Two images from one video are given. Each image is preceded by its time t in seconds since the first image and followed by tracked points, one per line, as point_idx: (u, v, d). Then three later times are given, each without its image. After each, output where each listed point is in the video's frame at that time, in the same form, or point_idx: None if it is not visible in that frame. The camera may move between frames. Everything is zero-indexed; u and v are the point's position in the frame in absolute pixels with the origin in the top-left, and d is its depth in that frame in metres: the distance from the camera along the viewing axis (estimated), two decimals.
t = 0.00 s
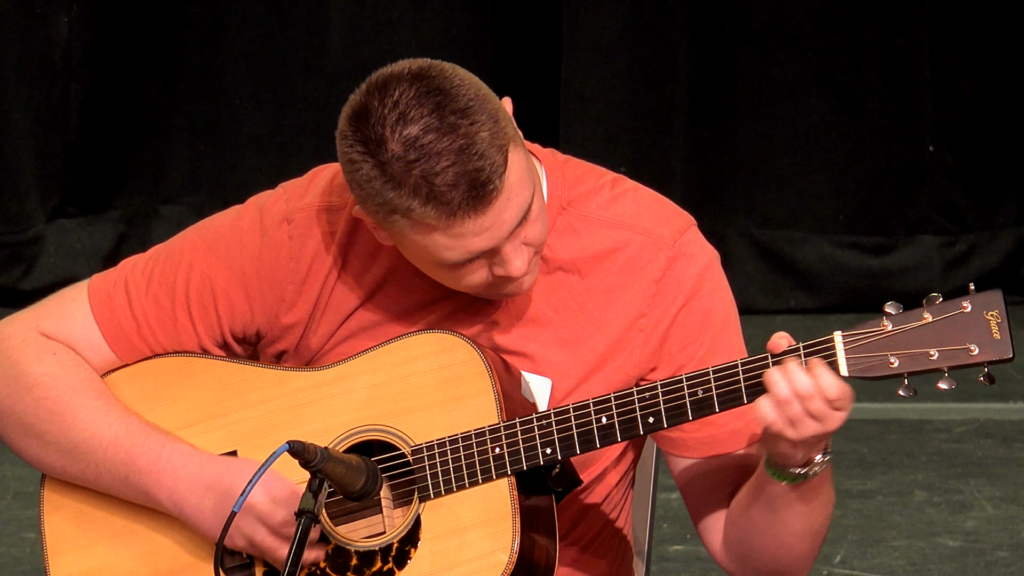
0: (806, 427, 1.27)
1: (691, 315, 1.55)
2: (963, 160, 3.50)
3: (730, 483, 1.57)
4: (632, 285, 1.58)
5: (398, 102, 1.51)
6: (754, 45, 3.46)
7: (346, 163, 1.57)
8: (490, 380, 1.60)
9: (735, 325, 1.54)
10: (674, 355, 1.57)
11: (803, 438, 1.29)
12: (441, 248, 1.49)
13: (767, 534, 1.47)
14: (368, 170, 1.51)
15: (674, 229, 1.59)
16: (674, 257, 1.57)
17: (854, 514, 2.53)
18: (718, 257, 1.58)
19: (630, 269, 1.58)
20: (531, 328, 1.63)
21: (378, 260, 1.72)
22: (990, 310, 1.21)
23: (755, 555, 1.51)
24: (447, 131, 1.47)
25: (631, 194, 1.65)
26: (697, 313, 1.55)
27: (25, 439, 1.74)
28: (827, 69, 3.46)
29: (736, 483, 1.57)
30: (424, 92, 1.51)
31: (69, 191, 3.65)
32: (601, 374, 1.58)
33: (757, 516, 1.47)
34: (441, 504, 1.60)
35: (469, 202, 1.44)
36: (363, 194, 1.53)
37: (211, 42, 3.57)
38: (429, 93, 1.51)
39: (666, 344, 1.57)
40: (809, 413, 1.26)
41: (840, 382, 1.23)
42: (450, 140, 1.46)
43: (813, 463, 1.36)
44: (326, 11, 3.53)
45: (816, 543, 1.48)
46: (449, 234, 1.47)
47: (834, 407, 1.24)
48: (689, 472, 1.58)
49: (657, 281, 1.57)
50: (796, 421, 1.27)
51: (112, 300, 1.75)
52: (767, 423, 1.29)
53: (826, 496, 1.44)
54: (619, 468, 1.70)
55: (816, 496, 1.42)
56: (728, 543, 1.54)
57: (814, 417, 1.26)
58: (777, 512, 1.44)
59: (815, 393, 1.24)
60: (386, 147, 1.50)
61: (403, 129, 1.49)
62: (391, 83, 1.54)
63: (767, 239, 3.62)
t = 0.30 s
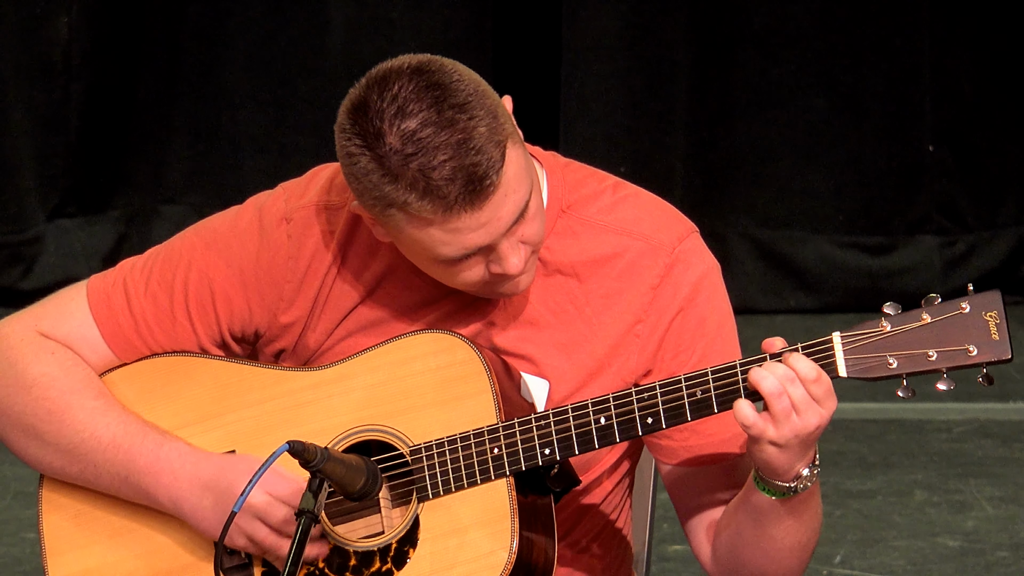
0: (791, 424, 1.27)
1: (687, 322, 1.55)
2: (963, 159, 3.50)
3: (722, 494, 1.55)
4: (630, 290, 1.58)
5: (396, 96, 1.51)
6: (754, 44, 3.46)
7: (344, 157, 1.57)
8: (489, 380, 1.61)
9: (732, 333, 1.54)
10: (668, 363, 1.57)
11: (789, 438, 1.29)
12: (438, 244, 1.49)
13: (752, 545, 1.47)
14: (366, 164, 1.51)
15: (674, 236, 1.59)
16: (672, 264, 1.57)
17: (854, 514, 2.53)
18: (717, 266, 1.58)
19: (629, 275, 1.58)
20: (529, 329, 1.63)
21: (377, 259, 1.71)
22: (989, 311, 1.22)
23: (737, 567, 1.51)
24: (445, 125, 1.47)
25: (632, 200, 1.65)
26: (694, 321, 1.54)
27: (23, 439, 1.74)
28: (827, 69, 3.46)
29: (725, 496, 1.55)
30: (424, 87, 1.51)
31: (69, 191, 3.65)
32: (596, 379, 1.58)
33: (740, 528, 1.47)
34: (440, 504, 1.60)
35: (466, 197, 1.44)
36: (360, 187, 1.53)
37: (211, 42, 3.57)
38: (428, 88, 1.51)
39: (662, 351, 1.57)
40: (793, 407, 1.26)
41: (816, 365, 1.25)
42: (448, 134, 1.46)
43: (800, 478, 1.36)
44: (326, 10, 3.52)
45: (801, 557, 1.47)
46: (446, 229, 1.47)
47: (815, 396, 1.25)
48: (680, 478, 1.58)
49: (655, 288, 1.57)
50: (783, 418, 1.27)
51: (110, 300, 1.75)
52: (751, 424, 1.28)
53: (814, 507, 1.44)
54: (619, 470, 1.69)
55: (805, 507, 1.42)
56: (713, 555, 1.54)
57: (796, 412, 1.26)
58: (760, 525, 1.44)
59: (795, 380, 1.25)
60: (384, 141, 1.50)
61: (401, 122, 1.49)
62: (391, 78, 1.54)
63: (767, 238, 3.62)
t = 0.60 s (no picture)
0: (784, 421, 1.27)
1: (687, 326, 1.55)
2: (963, 159, 3.50)
3: (720, 497, 1.55)
4: (630, 294, 1.58)
5: (396, 103, 1.51)
6: (754, 44, 3.46)
7: (344, 164, 1.57)
8: (488, 380, 1.61)
9: (731, 336, 1.54)
10: (668, 367, 1.57)
11: (782, 437, 1.28)
12: (439, 250, 1.49)
13: (749, 547, 1.46)
14: (366, 171, 1.51)
15: (674, 240, 1.59)
16: (672, 268, 1.57)
17: (854, 514, 2.53)
18: (717, 270, 1.58)
19: (629, 279, 1.58)
20: (528, 332, 1.62)
21: (378, 260, 1.71)
22: (988, 310, 1.22)
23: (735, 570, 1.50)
24: (444, 132, 1.47)
25: (633, 203, 1.65)
26: (694, 325, 1.54)
27: (24, 438, 1.74)
28: (827, 69, 3.46)
29: (723, 498, 1.55)
30: (423, 93, 1.51)
31: (69, 191, 3.65)
32: (595, 382, 1.58)
33: (738, 530, 1.47)
34: (440, 504, 1.60)
35: (467, 203, 1.44)
36: (361, 194, 1.53)
37: (211, 42, 3.57)
38: (427, 94, 1.51)
39: (662, 355, 1.57)
40: (786, 404, 1.26)
41: (817, 366, 1.24)
42: (447, 141, 1.46)
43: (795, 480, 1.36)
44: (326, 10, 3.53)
45: (798, 561, 1.46)
46: (447, 236, 1.47)
47: (811, 395, 1.25)
48: (680, 479, 1.58)
49: (655, 292, 1.57)
50: (775, 415, 1.27)
51: (110, 299, 1.76)
52: (742, 420, 1.29)
53: (811, 511, 1.43)
54: (619, 472, 1.69)
55: (800, 512, 1.42)
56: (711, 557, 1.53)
57: (791, 409, 1.26)
58: (757, 527, 1.44)
59: (791, 379, 1.25)
60: (384, 148, 1.50)
61: (401, 129, 1.49)
62: (390, 85, 1.54)
63: (767, 238, 3.62)
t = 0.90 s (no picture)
0: (789, 415, 1.27)
1: (688, 327, 1.55)
2: (963, 159, 3.50)
3: (728, 493, 1.55)
4: (632, 294, 1.58)
5: (398, 94, 1.51)
6: (754, 44, 3.46)
7: (346, 156, 1.57)
8: (489, 378, 1.62)
9: (735, 335, 1.53)
10: (669, 367, 1.57)
11: (786, 429, 1.29)
12: (440, 241, 1.49)
13: (758, 545, 1.46)
14: (368, 162, 1.52)
15: (676, 240, 1.59)
16: (674, 269, 1.57)
17: (854, 514, 2.53)
18: (719, 270, 1.58)
19: (630, 279, 1.58)
20: (529, 331, 1.62)
21: (379, 259, 1.71)
22: (988, 307, 1.22)
23: (744, 568, 1.49)
24: (446, 122, 1.47)
25: (635, 203, 1.65)
26: (695, 326, 1.54)
27: (24, 436, 1.74)
28: (827, 69, 3.46)
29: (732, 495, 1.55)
30: (425, 85, 1.52)
31: (70, 191, 3.66)
32: (596, 381, 1.58)
33: (747, 527, 1.46)
34: (439, 504, 1.60)
35: (468, 194, 1.44)
36: (363, 186, 1.53)
37: (211, 42, 3.57)
38: (429, 86, 1.51)
39: (663, 355, 1.57)
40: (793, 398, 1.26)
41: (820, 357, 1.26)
42: (448, 131, 1.47)
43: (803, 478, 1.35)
44: (326, 10, 3.52)
45: (808, 559, 1.46)
46: (448, 227, 1.47)
47: (818, 390, 1.26)
48: (685, 476, 1.59)
49: (657, 292, 1.57)
50: (781, 408, 1.27)
51: (112, 298, 1.76)
52: (746, 410, 1.29)
53: (822, 508, 1.42)
54: (620, 471, 1.69)
55: (812, 507, 1.41)
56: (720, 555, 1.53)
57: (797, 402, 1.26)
58: (765, 524, 1.43)
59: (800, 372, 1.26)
60: (386, 139, 1.50)
61: (403, 120, 1.49)
62: (393, 77, 1.54)
63: (767, 238, 3.62)
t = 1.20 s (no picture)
0: (780, 419, 1.27)
1: (688, 329, 1.55)
2: (963, 159, 3.51)
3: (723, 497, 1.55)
4: (631, 296, 1.57)
5: (393, 90, 1.51)
6: (754, 44, 3.46)
7: (343, 153, 1.57)
8: (488, 378, 1.62)
9: (733, 338, 1.53)
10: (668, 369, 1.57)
11: (780, 434, 1.29)
12: (436, 237, 1.49)
13: (753, 548, 1.45)
14: (364, 158, 1.52)
15: (676, 243, 1.59)
16: (674, 271, 1.57)
17: (854, 514, 2.53)
18: (719, 273, 1.58)
19: (630, 281, 1.58)
20: (529, 333, 1.62)
21: (379, 260, 1.71)
22: (987, 305, 1.22)
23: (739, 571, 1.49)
24: (441, 118, 1.48)
25: (636, 205, 1.65)
26: (695, 328, 1.54)
27: (24, 437, 1.74)
28: (827, 69, 3.46)
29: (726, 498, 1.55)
30: (421, 81, 1.52)
31: (70, 191, 3.66)
32: (595, 383, 1.58)
33: (742, 531, 1.46)
34: (439, 503, 1.60)
35: (463, 189, 1.43)
36: (359, 182, 1.53)
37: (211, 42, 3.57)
38: (425, 82, 1.52)
39: (662, 356, 1.57)
40: (782, 401, 1.27)
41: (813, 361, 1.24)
42: (443, 127, 1.47)
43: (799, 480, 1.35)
44: (326, 10, 3.52)
45: (803, 562, 1.45)
46: (443, 222, 1.47)
47: (806, 391, 1.26)
48: (681, 479, 1.58)
49: (657, 295, 1.57)
50: (771, 412, 1.27)
51: (111, 299, 1.76)
52: (739, 419, 1.30)
53: (816, 511, 1.42)
54: (621, 471, 1.69)
55: (806, 510, 1.41)
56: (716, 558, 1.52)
57: (785, 405, 1.27)
58: (760, 527, 1.43)
59: (786, 373, 1.26)
60: (381, 135, 1.50)
61: (398, 116, 1.49)
62: (389, 73, 1.55)
63: (767, 238, 3.62)
